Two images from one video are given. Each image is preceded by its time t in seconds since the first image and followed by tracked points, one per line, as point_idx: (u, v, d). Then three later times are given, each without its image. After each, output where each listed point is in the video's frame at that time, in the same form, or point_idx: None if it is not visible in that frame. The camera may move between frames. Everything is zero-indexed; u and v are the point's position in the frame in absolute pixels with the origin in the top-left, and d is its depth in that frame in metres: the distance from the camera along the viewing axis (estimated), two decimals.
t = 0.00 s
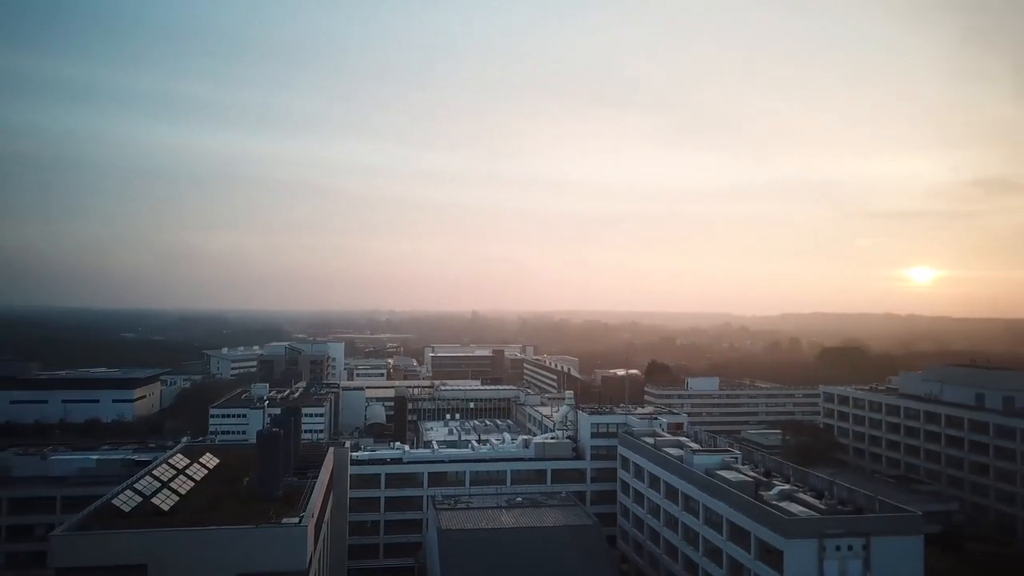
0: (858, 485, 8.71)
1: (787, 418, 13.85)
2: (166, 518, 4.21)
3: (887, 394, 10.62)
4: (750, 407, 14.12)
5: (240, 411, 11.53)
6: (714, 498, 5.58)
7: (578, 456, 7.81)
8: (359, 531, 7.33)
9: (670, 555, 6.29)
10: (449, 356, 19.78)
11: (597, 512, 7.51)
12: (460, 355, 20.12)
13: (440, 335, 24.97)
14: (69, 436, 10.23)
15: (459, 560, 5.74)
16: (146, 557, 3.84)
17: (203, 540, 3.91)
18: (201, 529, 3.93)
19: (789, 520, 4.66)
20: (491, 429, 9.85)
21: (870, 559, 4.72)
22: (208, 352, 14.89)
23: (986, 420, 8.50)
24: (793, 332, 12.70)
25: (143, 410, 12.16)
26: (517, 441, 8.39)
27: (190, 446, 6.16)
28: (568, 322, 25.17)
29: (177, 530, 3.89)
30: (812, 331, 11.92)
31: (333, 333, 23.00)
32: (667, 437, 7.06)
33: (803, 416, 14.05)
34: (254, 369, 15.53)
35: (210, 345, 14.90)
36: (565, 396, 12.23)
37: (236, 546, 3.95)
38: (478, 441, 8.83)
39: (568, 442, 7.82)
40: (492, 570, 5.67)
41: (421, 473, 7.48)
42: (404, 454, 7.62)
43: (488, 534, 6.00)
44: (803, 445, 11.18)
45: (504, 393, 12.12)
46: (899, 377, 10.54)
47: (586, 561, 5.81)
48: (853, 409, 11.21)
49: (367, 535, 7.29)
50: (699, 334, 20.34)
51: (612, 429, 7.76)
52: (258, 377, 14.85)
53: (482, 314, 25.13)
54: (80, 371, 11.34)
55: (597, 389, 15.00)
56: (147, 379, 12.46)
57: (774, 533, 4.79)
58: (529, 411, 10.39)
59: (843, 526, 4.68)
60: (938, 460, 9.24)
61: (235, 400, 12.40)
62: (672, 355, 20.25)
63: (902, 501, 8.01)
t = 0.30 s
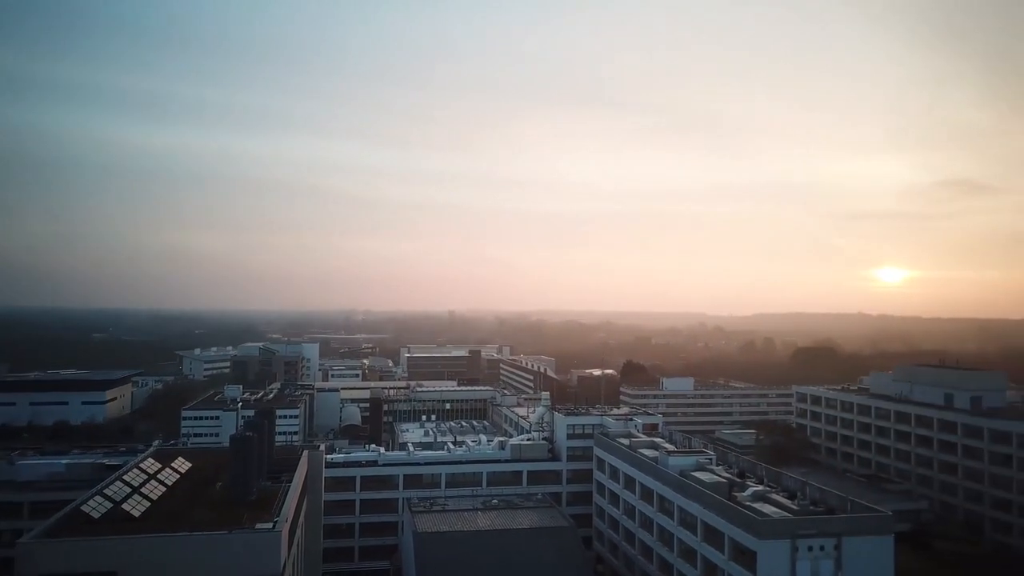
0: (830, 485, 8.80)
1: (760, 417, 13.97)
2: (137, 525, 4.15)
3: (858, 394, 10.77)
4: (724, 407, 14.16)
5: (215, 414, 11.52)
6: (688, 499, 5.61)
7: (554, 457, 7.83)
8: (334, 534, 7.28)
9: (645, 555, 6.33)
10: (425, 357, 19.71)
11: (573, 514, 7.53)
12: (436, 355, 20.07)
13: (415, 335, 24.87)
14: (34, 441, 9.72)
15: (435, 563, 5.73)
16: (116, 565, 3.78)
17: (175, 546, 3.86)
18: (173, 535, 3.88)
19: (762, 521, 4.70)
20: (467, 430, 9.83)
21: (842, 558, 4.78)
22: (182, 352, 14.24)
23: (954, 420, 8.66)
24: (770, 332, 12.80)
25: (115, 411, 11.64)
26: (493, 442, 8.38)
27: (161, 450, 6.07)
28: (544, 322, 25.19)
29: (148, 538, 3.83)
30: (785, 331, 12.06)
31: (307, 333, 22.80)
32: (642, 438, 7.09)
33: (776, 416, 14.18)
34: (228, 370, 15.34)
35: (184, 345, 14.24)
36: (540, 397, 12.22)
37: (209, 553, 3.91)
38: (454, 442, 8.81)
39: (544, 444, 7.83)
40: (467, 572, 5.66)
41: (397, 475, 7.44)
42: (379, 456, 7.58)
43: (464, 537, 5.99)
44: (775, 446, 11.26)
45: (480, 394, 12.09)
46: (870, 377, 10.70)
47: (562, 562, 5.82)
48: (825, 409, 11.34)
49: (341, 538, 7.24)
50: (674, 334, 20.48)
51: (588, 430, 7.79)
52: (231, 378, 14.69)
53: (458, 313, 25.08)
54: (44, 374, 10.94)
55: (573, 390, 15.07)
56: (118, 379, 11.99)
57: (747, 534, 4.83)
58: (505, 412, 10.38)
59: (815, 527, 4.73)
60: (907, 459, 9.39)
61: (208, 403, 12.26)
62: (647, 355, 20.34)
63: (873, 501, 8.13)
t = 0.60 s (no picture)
0: (802, 484, 8.89)
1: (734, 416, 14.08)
2: (107, 531, 4.09)
3: (829, 394, 10.90)
4: (698, 407, 14.25)
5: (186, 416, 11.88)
6: (663, 500, 5.65)
7: (529, 459, 7.83)
8: (308, 538, 7.22)
9: (620, 556, 6.35)
10: (401, 357, 19.63)
11: (548, 515, 7.54)
12: (411, 355, 19.99)
13: (391, 335, 24.75)
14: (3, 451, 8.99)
15: (410, 565, 5.71)
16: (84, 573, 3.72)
17: (145, 553, 3.80)
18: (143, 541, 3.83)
19: (735, 522, 4.74)
20: (443, 432, 9.80)
21: (813, 558, 4.84)
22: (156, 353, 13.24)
23: (923, 419, 8.81)
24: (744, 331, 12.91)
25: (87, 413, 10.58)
26: (468, 444, 8.36)
27: (131, 454, 5.98)
28: (520, 323, 25.19)
29: (119, 544, 3.77)
30: (759, 331, 12.17)
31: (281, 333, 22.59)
32: (617, 440, 7.12)
33: (749, 415, 14.30)
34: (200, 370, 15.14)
35: (160, 345, 13.23)
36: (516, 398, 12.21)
37: (181, 559, 3.86)
38: (429, 444, 8.78)
39: (520, 445, 7.83)
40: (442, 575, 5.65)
41: (371, 478, 7.40)
42: (354, 459, 7.54)
43: (439, 539, 5.98)
44: (748, 446, 11.35)
45: (455, 395, 12.06)
46: (842, 377, 10.83)
47: (537, 564, 5.82)
48: (797, 409, 11.45)
49: (315, 541, 7.19)
50: (650, 334, 20.59)
51: (563, 432, 7.80)
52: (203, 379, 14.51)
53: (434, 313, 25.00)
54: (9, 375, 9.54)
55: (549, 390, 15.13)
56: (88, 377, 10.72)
57: (721, 535, 4.87)
58: (481, 413, 10.37)
59: (787, 527, 4.78)
60: (878, 458, 9.50)
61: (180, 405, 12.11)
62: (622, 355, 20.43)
63: (844, 500, 8.23)
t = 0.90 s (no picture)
0: (775, 484, 8.97)
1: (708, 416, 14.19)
2: (74, 538, 4.02)
3: (801, 394, 11.03)
4: (672, 407, 14.32)
5: (156, 419, 11.66)
6: (637, 501, 5.68)
7: (504, 460, 7.83)
8: (281, 541, 7.16)
9: (594, 557, 6.38)
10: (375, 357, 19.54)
11: (522, 516, 7.54)
12: (386, 355, 19.89)
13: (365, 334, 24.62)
14: None
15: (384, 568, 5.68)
16: None
17: (113, 560, 3.74)
18: (112, 548, 3.76)
19: (708, 523, 4.77)
20: (418, 433, 9.77)
21: (785, 559, 4.88)
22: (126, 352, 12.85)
23: (892, 419, 8.93)
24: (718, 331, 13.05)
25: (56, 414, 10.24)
26: (443, 445, 8.33)
27: (100, 458, 5.88)
28: (496, 322, 25.17)
29: (86, 551, 3.71)
30: (732, 331, 12.32)
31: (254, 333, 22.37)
32: (592, 441, 7.14)
33: (723, 415, 14.42)
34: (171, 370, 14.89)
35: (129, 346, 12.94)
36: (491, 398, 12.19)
37: (149, 566, 3.80)
38: (404, 446, 8.74)
39: (494, 446, 7.83)
40: None
41: (346, 480, 7.35)
42: (328, 461, 7.48)
43: (413, 542, 5.96)
44: (720, 445, 11.43)
45: (430, 395, 12.01)
46: (813, 377, 10.96)
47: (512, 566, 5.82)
48: (770, 409, 11.54)
49: (288, 544, 7.13)
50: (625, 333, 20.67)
51: (538, 433, 7.80)
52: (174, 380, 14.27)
53: (409, 313, 24.89)
54: None
55: (524, 390, 15.19)
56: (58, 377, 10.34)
57: (694, 536, 4.90)
58: (456, 414, 10.34)
59: (759, 528, 4.84)
60: (848, 457, 9.62)
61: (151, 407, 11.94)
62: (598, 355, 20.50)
63: (815, 500, 8.33)
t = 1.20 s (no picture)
0: (746, 483, 9.07)
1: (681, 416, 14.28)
2: (40, 545, 3.95)
3: (772, 394, 11.14)
4: (645, 406, 14.39)
5: (126, 421, 11.24)
6: (611, 503, 5.70)
7: (479, 462, 7.81)
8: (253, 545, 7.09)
9: (568, 558, 6.40)
10: (349, 358, 19.42)
11: (497, 518, 7.54)
12: (360, 355, 19.78)
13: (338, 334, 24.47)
14: None
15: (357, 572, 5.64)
16: None
17: (80, 568, 3.66)
18: (80, 555, 3.69)
19: (681, 524, 4.81)
20: (392, 435, 9.72)
21: (757, 559, 4.93)
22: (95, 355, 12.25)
23: (861, 418, 9.06)
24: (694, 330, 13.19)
25: (20, 417, 10.25)
26: (417, 447, 8.29)
27: (67, 463, 5.77)
28: (470, 322, 25.14)
29: (53, 558, 3.63)
30: (710, 327, 12.40)
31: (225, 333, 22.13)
32: (566, 441, 7.16)
33: (695, 414, 14.52)
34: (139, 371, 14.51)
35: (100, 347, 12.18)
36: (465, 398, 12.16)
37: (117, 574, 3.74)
38: (377, 448, 8.69)
39: (469, 447, 7.81)
40: None
41: (319, 483, 7.29)
42: (300, 464, 7.41)
43: (387, 544, 5.92)
44: (692, 445, 11.50)
45: (405, 396, 11.95)
46: (785, 376, 11.09)
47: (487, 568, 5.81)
48: (742, 408, 11.63)
49: (260, 548, 7.07)
50: (600, 334, 20.75)
51: (513, 434, 7.80)
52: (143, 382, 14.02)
53: (383, 313, 24.79)
54: None
55: (499, 390, 15.19)
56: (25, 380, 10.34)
57: (667, 537, 4.93)
58: (430, 415, 10.30)
59: (731, 528, 4.88)
60: (818, 456, 9.75)
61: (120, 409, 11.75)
62: (572, 355, 20.56)
63: (786, 498, 8.42)
